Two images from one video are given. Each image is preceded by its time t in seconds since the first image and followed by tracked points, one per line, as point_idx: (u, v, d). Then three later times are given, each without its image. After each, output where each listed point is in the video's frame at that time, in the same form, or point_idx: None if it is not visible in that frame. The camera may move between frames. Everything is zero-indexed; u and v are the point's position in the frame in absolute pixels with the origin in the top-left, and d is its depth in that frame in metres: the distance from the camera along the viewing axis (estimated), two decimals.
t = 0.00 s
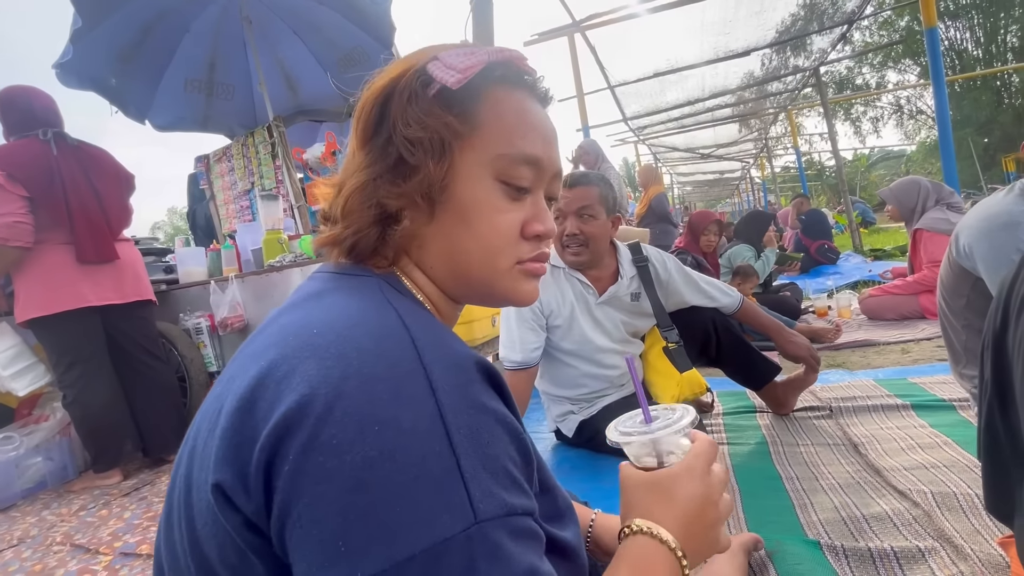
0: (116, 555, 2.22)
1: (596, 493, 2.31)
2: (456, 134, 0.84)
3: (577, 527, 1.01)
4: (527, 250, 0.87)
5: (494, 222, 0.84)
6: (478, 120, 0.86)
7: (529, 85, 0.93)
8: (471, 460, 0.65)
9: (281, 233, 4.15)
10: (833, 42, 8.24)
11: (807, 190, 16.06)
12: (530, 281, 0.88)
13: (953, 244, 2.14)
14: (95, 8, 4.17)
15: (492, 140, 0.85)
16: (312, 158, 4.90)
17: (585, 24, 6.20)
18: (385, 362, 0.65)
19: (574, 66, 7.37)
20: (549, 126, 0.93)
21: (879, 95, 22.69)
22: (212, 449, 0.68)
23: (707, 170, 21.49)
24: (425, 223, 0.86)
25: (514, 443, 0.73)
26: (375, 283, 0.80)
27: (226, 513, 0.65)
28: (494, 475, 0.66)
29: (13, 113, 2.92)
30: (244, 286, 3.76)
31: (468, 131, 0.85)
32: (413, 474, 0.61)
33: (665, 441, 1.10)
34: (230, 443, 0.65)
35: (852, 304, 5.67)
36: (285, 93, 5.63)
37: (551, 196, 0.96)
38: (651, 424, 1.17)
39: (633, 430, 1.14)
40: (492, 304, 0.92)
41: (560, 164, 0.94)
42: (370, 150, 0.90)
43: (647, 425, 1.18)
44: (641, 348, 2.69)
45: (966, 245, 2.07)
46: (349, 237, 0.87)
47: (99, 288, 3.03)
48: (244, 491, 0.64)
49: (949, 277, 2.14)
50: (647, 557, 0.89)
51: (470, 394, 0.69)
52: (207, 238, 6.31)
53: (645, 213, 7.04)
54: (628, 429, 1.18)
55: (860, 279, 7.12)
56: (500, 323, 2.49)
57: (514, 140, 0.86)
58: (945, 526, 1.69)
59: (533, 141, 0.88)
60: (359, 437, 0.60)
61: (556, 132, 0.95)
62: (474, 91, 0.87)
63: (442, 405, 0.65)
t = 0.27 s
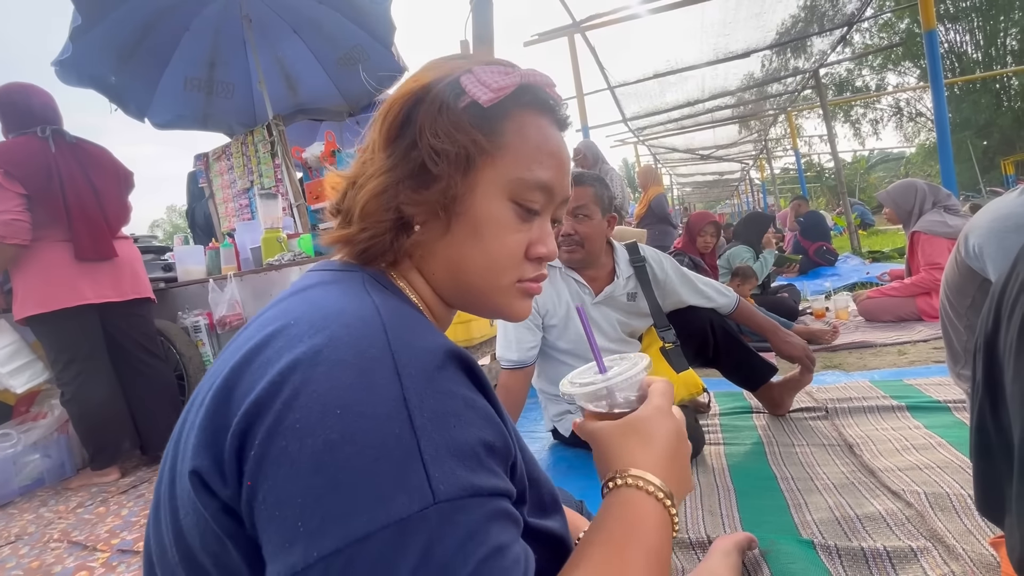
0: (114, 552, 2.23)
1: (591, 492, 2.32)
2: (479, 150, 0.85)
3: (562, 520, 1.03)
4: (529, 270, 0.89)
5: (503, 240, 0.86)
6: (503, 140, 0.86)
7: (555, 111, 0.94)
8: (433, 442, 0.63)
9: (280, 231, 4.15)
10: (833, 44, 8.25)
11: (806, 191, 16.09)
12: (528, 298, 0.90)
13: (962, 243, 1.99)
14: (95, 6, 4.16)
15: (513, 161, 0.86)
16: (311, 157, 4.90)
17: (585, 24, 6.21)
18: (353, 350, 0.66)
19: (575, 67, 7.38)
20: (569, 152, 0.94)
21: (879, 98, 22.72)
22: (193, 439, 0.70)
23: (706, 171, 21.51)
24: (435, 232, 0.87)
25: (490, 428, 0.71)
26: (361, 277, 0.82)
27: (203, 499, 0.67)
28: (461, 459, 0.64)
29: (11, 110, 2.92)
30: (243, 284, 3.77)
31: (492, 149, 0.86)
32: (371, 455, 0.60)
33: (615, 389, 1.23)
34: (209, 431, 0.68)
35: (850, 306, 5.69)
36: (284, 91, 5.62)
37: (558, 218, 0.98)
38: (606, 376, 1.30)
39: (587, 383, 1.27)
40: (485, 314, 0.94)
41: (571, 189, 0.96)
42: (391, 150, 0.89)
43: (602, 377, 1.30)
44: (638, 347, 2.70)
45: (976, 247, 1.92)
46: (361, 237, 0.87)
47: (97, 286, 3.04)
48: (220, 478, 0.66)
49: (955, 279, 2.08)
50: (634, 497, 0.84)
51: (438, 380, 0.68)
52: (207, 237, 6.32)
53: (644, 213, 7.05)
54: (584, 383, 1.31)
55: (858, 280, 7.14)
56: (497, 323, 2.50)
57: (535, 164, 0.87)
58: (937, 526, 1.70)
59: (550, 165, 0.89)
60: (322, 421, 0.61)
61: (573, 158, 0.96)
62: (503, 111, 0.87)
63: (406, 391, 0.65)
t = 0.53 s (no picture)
0: (113, 549, 2.23)
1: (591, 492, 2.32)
2: (499, 161, 0.85)
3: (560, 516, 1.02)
4: (537, 283, 0.89)
5: (514, 252, 0.85)
6: (524, 152, 0.86)
7: (575, 128, 0.95)
8: (421, 430, 0.62)
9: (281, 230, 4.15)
10: (835, 45, 8.24)
11: (808, 193, 16.06)
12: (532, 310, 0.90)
13: (969, 244, 1.96)
14: (97, 4, 4.16)
15: (531, 174, 0.86)
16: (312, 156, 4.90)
17: (587, 25, 6.20)
18: (344, 340, 0.65)
19: (577, 67, 7.38)
20: (586, 168, 0.94)
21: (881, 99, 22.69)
22: (186, 430, 0.71)
23: (708, 172, 21.49)
24: (449, 238, 0.87)
25: (482, 418, 0.71)
26: (358, 272, 0.82)
27: (195, 489, 0.67)
28: (450, 447, 0.63)
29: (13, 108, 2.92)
30: (244, 283, 3.77)
31: (512, 160, 0.86)
32: (360, 444, 0.59)
33: (589, 372, 1.26)
34: (201, 421, 0.68)
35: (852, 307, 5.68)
36: (286, 90, 5.62)
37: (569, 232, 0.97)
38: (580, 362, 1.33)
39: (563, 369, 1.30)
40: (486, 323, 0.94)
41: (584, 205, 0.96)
42: (410, 152, 0.89)
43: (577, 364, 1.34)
44: (638, 347, 2.69)
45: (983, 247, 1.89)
46: (374, 238, 0.87)
47: (98, 283, 3.04)
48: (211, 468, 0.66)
49: (960, 280, 2.07)
50: (622, 476, 0.82)
51: (429, 370, 0.68)
52: (208, 235, 6.32)
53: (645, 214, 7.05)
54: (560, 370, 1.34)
55: (860, 282, 7.13)
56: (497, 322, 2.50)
57: (554, 179, 0.87)
58: (938, 527, 1.69)
59: (567, 181, 0.89)
60: (311, 409, 0.61)
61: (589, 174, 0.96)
62: (526, 124, 0.88)
63: (396, 380, 0.64)
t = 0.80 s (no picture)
0: (117, 547, 2.23)
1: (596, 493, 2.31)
2: (523, 162, 0.84)
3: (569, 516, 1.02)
4: (555, 286, 0.89)
5: (535, 255, 0.85)
6: (546, 154, 0.86)
7: (594, 129, 0.95)
8: (440, 433, 0.62)
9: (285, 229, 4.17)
10: (839, 46, 8.21)
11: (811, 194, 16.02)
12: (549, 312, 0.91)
13: (976, 245, 1.97)
14: (103, 3, 4.17)
15: (552, 176, 0.86)
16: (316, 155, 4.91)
17: (591, 25, 6.20)
18: (362, 341, 0.65)
19: (580, 67, 7.37)
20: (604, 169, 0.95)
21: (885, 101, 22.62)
22: (203, 430, 0.70)
23: (711, 172, 21.45)
24: (471, 241, 0.86)
25: (498, 420, 0.71)
26: (371, 272, 0.81)
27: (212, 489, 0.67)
28: (469, 449, 0.63)
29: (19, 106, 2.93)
30: (248, 282, 3.77)
31: (535, 162, 0.85)
32: (380, 445, 0.59)
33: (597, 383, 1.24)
34: (218, 421, 0.67)
35: (856, 309, 5.66)
36: (291, 89, 5.63)
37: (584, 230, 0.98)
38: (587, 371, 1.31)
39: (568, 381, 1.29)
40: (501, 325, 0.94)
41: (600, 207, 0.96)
42: (430, 152, 0.88)
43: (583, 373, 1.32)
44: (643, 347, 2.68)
45: (994, 249, 1.88)
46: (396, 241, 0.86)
47: (104, 281, 3.05)
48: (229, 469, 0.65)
49: (969, 282, 2.07)
50: (635, 480, 0.82)
51: (445, 371, 0.67)
52: (212, 234, 6.33)
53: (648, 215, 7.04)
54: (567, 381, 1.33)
55: (864, 283, 7.11)
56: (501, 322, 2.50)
57: (574, 181, 0.88)
58: (946, 531, 1.69)
59: (587, 183, 0.90)
60: (331, 409, 0.60)
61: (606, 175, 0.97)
62: (548, 125, 0.87)
63: (415, 381, 0.64)
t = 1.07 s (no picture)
0: (122, 545, 2.24)
1: (598, 493, 2.31)
2: (545, 173, 0.85)
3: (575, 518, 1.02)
4: (563, 296, 0.90)
5: (548, 265, 0.86)
6: (566, 164, 0.87)
7: (611, 141, 0.96)
8: (450, 434, 0.62)
9: (288, 228, 4.18)
10: (842, 47, 8.20)
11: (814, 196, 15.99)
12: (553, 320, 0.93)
13: (982, 247, 1.97)
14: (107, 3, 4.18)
15: (570, 187, 0.87)
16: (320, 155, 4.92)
17: (594, 25, 6.19)
18: (370, 342, 0.65)
19: (583, 67, 7.36)
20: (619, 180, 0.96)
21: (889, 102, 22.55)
22: (211, 432, 0.70)
23: (713, 173, 21.41)
24: (486, 248, 0.86)
25: (506, 420, 0.71)
26: (380, 273, 0.81)
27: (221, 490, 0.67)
28: (477, 450, 0.63)
29: (26, 106, 2.94)
30: (251, 281, 3.79)
31: (555, 173, 0.86)
32: (390, 447, 0.59)
33: (602, 381, 1.26)
34: (226, 423, 0.67)
35: (859, 310, 5.65)
36: (294, 89, 5.64)
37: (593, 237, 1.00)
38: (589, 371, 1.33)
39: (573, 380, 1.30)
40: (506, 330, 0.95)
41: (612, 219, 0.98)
42: (449, 154, 0.86)
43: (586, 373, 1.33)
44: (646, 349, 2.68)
45: (1000, 251, 1.88)
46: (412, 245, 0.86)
47: (109, 280, 3.05)
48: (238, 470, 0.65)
49: (973, 283, 2.07)
50: (640, 479, 0.82)
51: (453, 372, 0.68)
52: (215, 233, 6.34)
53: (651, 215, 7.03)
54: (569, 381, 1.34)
55: (867, 285, 7.09)
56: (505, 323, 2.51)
57: (592, 193, 0.88)
58: (951, 533, 1.68)
59: (603, 195, 0.91)
60: (340, 411, 0.60)
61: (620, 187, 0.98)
62: (570, 135, 0.88)
63: (423, 382, 0.64)
